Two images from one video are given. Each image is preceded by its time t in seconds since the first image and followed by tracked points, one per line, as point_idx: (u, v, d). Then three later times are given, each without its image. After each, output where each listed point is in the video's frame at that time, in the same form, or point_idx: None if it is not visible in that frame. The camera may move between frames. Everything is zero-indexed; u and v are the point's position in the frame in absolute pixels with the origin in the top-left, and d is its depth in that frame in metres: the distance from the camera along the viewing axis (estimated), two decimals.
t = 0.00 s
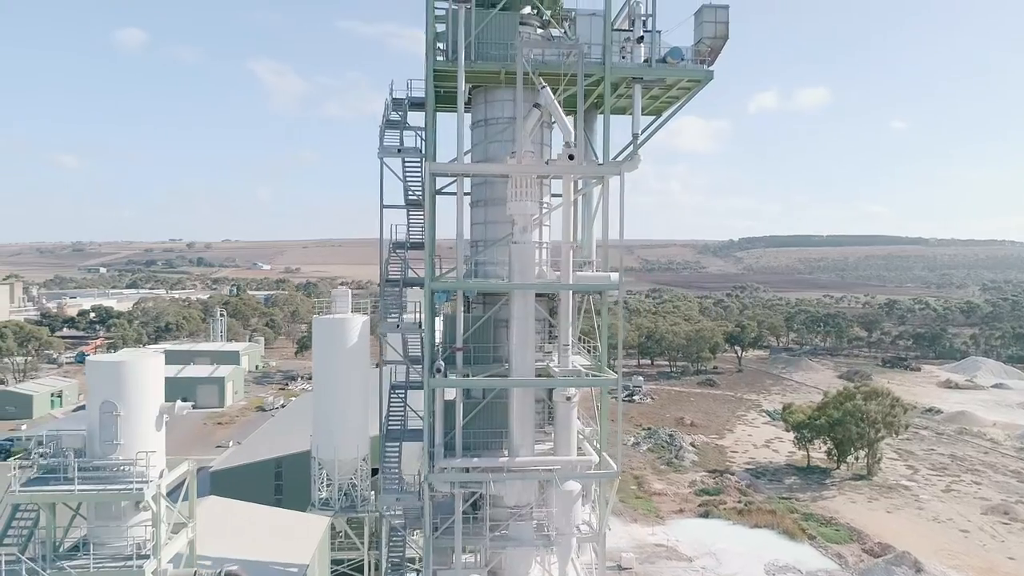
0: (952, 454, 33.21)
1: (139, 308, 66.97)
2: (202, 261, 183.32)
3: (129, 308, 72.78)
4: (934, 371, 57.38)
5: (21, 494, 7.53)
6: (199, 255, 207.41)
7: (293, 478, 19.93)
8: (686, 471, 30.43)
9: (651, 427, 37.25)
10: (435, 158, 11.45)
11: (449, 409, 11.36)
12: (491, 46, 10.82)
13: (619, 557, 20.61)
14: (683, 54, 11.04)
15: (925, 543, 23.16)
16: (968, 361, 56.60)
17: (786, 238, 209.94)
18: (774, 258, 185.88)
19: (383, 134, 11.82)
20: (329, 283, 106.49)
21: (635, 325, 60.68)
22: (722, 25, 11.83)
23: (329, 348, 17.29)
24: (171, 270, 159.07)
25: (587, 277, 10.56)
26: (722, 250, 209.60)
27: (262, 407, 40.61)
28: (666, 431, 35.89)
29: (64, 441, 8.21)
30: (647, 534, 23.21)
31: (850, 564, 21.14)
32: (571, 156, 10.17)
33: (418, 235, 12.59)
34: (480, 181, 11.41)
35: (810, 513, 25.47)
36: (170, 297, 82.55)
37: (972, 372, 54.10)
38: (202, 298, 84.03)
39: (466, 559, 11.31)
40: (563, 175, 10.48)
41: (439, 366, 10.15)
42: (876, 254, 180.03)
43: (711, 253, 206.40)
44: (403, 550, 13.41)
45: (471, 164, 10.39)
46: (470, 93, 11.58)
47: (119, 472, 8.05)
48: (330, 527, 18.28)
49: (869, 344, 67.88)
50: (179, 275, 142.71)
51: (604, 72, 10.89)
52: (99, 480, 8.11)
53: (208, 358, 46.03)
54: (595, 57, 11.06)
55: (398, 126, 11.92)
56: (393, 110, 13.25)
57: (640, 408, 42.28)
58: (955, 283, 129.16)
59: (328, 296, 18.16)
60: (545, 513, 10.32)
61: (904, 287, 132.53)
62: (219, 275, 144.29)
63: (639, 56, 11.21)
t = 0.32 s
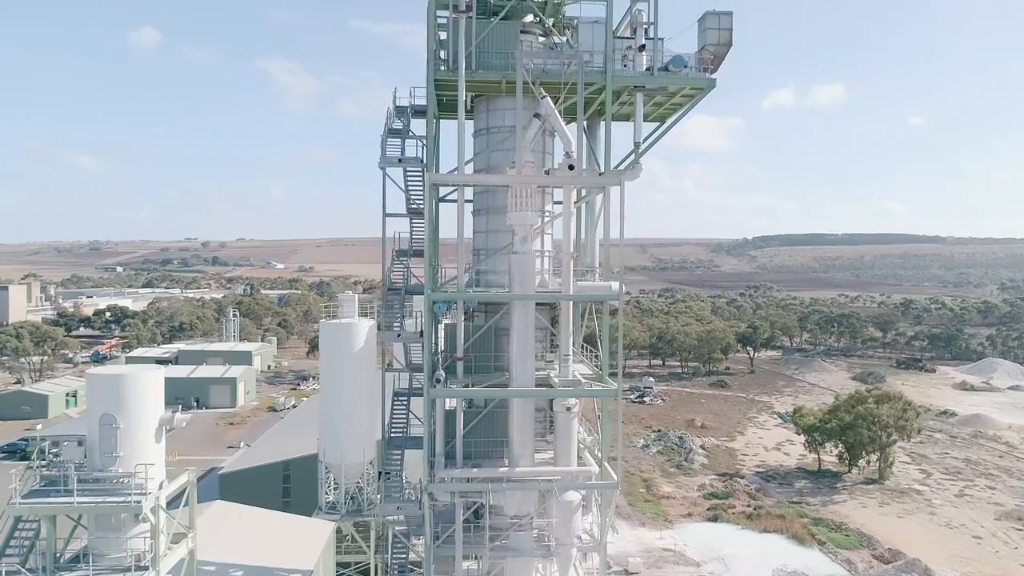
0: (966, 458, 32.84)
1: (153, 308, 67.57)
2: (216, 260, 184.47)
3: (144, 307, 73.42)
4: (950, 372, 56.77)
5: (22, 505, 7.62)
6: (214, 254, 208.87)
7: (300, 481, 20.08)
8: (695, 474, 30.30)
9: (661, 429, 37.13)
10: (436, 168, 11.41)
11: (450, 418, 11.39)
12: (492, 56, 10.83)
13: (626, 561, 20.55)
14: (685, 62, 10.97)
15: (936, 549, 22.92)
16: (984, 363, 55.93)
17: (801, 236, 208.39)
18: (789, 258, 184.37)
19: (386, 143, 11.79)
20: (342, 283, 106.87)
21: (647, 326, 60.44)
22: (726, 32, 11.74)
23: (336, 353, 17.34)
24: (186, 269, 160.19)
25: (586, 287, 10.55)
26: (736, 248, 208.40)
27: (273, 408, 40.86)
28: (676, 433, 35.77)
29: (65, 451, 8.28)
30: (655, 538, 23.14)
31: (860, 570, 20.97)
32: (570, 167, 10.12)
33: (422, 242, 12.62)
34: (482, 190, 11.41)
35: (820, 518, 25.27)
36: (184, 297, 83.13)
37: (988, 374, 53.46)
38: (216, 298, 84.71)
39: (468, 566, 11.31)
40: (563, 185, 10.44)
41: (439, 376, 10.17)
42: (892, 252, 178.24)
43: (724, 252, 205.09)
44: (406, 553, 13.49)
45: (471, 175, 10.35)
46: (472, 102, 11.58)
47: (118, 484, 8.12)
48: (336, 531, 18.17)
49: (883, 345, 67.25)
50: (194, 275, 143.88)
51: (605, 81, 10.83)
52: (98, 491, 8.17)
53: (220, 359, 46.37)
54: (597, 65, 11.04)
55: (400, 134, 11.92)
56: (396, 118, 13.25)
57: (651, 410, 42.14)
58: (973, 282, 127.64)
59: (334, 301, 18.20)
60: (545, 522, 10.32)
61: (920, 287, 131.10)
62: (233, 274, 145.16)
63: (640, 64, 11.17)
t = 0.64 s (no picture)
0: (978, 462, 32.52)
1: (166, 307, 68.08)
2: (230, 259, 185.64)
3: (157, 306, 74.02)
4: (963, 373, 56.16)
5: (20, 517, 7.68)
6: (227, 252, 209.96)
7: (306, 484, 20.23)
8: (703, 477, 30.21)
9: (669, 430, 37.04)
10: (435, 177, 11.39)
11: (450, 426, 11.39)
12: (491, 64, 10.82)
13: (631, 566, 20.51)
14: (685, 70, 10.93)
15: (946, 554, 22.73)
16: (998, 363, 55.29)
17: (814, 234, 206.82)
18: (802, 256, 182.79)
19: (386, 151, 11.76)
20: (353, 282, 107.14)
21: (656, 325, 60.20)
22: (727, 38, 11.67)
23: (343, 357, 17.55)
24: (199, 268, 160.86)
25: (586, 296, 10.53)
26: (749, 247, 207.12)
27: (283, 408, 41.10)
28: (684, 435, 35.70)
29: (64, 464, 8.33)
30: (661, 541, 23.12)
31: None
32: (569, 176, 10.09)
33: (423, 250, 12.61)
34: (483, 198, 11.37)
35: (829, 522, 25.12)
36: (196, 297, 83.70)
37: (1002, 375, 52.87)
38: (228, 297, 85.28)
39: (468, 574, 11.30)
40: (562, 195, 10.40)
41: (437, 386, 10.21)
42: (907, 250, 176.46)
43: (736, 250, 203.96)
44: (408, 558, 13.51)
45: (470, 186, 10.36)
46: (472, 110, 11.54)
47: (117, 496, 8.17)
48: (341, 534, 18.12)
49: (896, 345, 66.65)
50: (207, 274, 144.83)
51: (605, 89, 10.79)
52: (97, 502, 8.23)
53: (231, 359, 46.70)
54: (596, 73, 10.99)
55: (401, 142, 11.88)
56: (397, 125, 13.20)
57: (659, 412, 42.02)
58: (989, 281, 126.16)
59: (340, 305, 18.34)
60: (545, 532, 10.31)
61: (935, 285, 129.65)
62: (245, 273, 145.80)
63: (640, 72, 11.14)
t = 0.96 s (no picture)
0: (991, 465, 32.18)
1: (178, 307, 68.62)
2: (242, 257, 186.60)
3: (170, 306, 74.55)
4: (977, 374, 55.55)
5: (21, 528, 7.80)
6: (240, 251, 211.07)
7: (312, 486, 20.36)
8: (711, 479, 30.09)
9: (678, 432, 36.94)
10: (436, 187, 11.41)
11: (450, 435, 11.41)
12: (491, 73, 10.82)
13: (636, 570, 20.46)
14: (685, 78, 10.88)
15: (956, 560, 22.53)
16: (1013, 364, 54.63)
17: (828, 232, 205.25)
18: (815, 254, 181.54)
19: (387, 160, 11.80)
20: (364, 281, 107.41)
21: (666, 325, 60.03)
22: (729, 44, 11.60)
23: (349, 362, 17.71)
24: (212, 267, 161.98)
25: (585, 307, 10.52)
26: (761, 245, 205.91)
27: (292, 408, 41.31)
28: (692, 437, 35.58)
29: (64, 476, 8.42)
30: (668, 545, 23.07)
31: None
32: (568, 187, 10.06)
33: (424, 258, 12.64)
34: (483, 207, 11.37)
35: (837, 526, 24.95)
36: (207, 296, 84.06)
37: (1017, 376, 52.28)
38: (241, 296, 85.80)
39: None
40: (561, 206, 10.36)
41: (436, 396, 10.23)
42: (922, 248, 174.66)
43: (748, 249, 202.93)
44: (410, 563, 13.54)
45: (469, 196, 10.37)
46: (473, 119, 11.54)
47: (116, 508, 8.26)
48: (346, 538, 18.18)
49: (910, 345, 66.03)
50: (219, 273, 145.65)
51: (604, 98, 10.78)
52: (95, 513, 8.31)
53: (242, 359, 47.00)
54: (596, 82, 10.97)
55: (402, 151, 11.90)
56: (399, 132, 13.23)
57: (668, 413, 41.89)
58: (1005, 279, 124.56)
59: (345, 309, 18.46)
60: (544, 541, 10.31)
61: (951, 284, 128.19)
62: (257, 272, 146.55)
63: (640, 80, 11.09)
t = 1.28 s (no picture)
0: (1008, 470, 31.73)
1: (194, 306, 69.27)
2: (258, 256, 188.29)
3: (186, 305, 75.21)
4: (997, 376, 54.73)
5: (23, 538, 7.92)
6: (257, 249, 212.62)
7: (321, 487, 20.52)
8: (723, 483, 29.93)
9: (690, 434, 36.79)
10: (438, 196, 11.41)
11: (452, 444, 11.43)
12: (492, 83, 10.83)
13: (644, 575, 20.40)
14: (689, 86, 10.83)
15: (970, 567, 22.25)
16: None
17: (845, 231, 203.27)
18: (832, 253, 179.94)
19: (390, 169, 11.82)
20: (378, 280, 107.85)
21: (679, 325, 59.75)
22: (734, 51, 11.52)
23: (357, 368, 17.80)
24: (229, 266, 163.19)
25: (588, 317, 10.52)
26: (778, 244, 204.27)
27: (305, 408, 41.52)
28: (704, 439, 35.41)
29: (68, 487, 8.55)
30: (677, 549, 22.99)
31: None
32: (568, 198, 10.06)
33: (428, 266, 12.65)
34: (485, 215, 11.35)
35: (850, 532, 24.72)
36: (223, 295, 84.67)
37: None
38: (256, 295, 86.41)
39: None
40: (563, 215, 10.32)
41: (438, 406, 10.23)
42: (941, 247, 172.32)
43: (764, 247, 201.61)
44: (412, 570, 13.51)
45: (470, 206, 10.35)
46: (475, 128, 11.54)
47: (116, 519, 8.35)
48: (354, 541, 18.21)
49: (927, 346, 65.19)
50: (236, 271, 146.99)
51: (607, 107, 10.74)
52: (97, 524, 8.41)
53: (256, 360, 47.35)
54: (599, 91, 10.93)
55: (405, 159, 11.91)
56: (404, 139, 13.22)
57: (681, 414, 41.72)
58: None
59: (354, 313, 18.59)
60: (545, 551, 10.33)
61: (971, 283, 126.36)
62: (273, 271, 147.85)
63: (643, 89, 11.05)
